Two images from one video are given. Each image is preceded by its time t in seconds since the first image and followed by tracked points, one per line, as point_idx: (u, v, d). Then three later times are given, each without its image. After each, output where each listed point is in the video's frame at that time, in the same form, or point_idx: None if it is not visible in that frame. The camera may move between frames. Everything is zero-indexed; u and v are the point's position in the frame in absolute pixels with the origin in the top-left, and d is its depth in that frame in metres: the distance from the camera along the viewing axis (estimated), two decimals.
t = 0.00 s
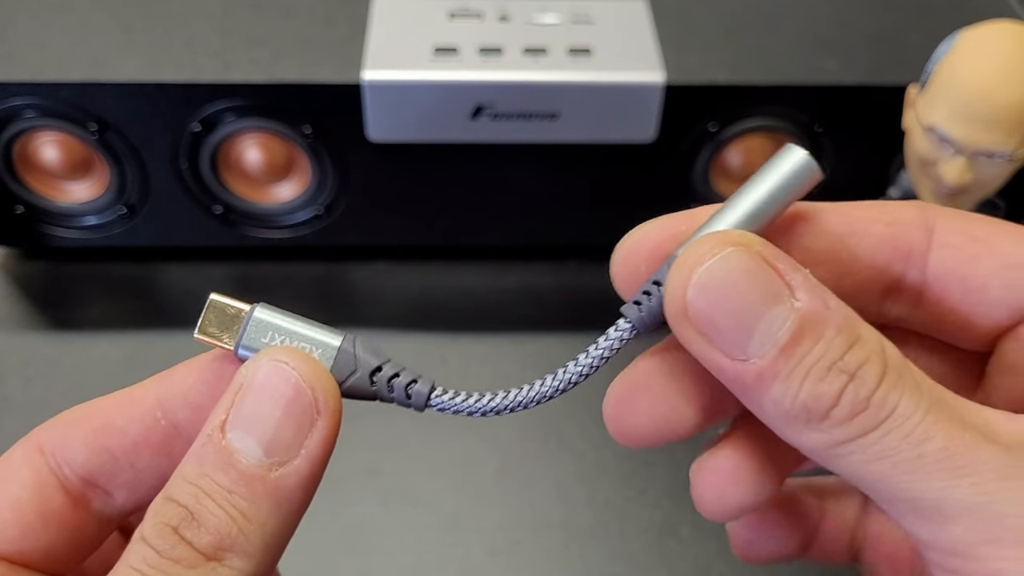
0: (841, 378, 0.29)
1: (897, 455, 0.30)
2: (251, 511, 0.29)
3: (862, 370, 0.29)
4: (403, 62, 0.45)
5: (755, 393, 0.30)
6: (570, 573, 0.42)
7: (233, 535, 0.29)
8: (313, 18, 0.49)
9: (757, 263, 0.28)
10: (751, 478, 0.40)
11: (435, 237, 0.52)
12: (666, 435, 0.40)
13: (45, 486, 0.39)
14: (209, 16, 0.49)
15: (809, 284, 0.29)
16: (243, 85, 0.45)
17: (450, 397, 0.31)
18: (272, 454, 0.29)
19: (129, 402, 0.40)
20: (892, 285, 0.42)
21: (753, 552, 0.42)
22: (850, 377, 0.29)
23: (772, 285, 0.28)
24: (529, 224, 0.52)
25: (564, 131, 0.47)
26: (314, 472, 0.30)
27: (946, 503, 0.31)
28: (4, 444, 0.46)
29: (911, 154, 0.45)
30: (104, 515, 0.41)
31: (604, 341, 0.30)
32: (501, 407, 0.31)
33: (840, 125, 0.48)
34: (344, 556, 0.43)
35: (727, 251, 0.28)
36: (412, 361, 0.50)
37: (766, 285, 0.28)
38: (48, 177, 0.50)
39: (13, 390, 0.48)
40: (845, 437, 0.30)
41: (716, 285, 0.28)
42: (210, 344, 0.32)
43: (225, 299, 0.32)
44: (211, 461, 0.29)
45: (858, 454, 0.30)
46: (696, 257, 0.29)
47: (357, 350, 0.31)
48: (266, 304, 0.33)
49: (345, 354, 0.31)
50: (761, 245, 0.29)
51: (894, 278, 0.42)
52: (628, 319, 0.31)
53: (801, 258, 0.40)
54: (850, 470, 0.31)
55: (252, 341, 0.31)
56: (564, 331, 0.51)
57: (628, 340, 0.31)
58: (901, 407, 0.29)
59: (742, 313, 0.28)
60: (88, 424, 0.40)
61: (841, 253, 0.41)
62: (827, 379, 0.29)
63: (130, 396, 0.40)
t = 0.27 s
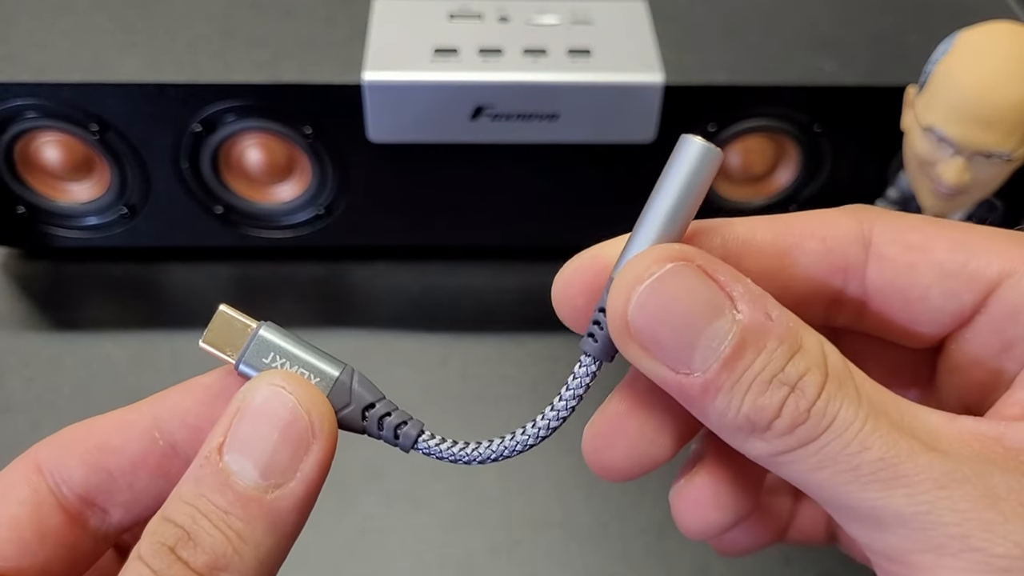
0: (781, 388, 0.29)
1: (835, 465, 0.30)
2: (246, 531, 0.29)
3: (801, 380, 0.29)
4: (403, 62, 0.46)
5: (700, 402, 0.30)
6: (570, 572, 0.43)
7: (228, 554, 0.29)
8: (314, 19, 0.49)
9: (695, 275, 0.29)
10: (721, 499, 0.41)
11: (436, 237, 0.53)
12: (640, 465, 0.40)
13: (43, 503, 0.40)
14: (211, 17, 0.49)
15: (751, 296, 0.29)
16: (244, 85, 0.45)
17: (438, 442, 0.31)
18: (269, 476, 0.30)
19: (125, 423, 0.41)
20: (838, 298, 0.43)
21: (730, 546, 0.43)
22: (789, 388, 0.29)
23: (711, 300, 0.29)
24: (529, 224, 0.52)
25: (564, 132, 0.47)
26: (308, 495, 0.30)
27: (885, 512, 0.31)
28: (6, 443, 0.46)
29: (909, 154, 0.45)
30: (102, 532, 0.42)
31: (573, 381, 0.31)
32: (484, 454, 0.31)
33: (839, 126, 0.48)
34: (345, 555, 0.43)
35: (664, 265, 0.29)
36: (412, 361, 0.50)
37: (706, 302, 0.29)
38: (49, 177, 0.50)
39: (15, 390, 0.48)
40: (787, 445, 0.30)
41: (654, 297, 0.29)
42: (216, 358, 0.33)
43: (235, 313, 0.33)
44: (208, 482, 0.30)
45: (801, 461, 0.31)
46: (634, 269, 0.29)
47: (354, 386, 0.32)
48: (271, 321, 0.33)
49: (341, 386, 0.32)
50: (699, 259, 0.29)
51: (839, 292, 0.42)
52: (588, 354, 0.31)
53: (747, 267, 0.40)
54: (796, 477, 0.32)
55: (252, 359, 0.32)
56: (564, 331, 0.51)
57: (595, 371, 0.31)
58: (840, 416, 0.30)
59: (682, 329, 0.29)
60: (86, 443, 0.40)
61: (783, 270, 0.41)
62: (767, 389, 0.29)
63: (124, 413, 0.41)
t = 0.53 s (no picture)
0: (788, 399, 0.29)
1: (843, 475, 0.30)
2: (258, 536, 0.30)
3: (808, 391, 0.29)
4: (403, 63, 0.46)
5: (708, 413, 0.30)
6: (570, 572, 0.43)
7: (240, 558, 0.29)
8: (313, 19, 0.49)
9: (703, 288, 0.29)
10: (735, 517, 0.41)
11: (436, 237, 0.52)
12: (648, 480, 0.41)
13: (54, 506, 0.39)
14: (211, 16, 0.49)
15: (758, 307, 0.29)
16: (244, 85, 0.45)
17: (448, 451, 0.31)
18: (281, 480, 0.30)
19: (137, 426, 0.41)
20: (841, 313, 0.43)
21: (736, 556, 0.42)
22: (797, 399, 0.29)
23: (720, 311, 0.29)
24: (529, 224, 0.52)
25: (564, 133, 0.47)
26: (319, 500, 0.30)
27: (893, 520, 0.31)
28: (7, 444, 0.46)
29: (909, 154, 0.45)
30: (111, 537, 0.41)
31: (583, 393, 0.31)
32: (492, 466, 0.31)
33: (840, 125, 0.48)
34: (345, 555, 0.43)
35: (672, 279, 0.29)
36: (412, 361, 0.50)
37: (714, 312, 0.29)
38: (49, 177, 0.50)
39: (15, 390, 0.48)
40: (795, 455, 0.30)
41: (662, 311, 0.29)
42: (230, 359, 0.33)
43: (251, 316, 0.33)
44: (221, 485, 0.30)
45: (809, 470, 0.31)
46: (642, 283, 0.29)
47: (366, 393, 0.32)
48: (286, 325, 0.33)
49: (353, 392, 0.32)
50: (708, 270, 0.30)
51: (842, 308, 0.42)
52: (596, 366, 0.32)
53: (745, 279, 0.40)
54: (803, 486, 0.32)
55: (266, 363, 0.32)
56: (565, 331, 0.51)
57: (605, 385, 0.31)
58: (847, 427, 0.30)
59: (690, 340, 0.29)
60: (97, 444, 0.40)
61: (787, 288, 0.41)
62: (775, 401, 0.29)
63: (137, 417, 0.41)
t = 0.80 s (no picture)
0: (817, 406, 0.29)
1: (871, 482, 0.30)
2: (277, 526, 0.30)
3: (837, 398, 0.30)
4: (403, 63, 0.46)
5: (737, 420, 0.31)
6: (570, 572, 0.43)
7: (259, 549, 0.29)
8: (314, 19, 0.49)
9: (735, 297, 0.30)
10: (680, 500, 0.40)
11: (436, 238, 0.52)
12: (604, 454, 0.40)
13: (57, 496, 0.39)
14: (210, 16, 0.49)
15: (787, 317, 0.30)
16: (244, 85, 0.45)
17: (465, 434, 0.32)
18: (300, 470, 0.30)
19: (146, 410, 0.40)
20: (862, 308, 0.43)
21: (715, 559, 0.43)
22: (826, 405, 0.30)
23: (750, 317, 0.30)
24: (529, 224, 0.52)
25: (564, 132, 0.47)
26: (339, 489, 0.31)
27: (921, 528, 0.31)
28: (6, 444, 0.46)
29: (909, 154, 0.45)
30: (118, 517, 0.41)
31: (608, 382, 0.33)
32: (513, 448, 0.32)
33: (840, 124, 0.48)
34: (345, 555, 0.43)
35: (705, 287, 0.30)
36: (412, 361, 0.50)
37: (744, 318, 0.30)
38: (49, 177, 0.50)
39: (14, 389, 0.48)
40: (822, 463, 0.31)
41: (695, 319, 0.30)
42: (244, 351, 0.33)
43: (263, 307, 0.33)
44: (238, 475, 0.30)
45: (836, 479, 0.31)
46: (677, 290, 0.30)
47: (382, 379, 0.32)
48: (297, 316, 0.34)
49: (369, 379, 0.32)
50: (740, 279, 0.30)
51: (863, 302, 0.42)
52: (624, 359, 0.33)
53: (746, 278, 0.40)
54: (830, 495, 0.32)
55: (280, 352, 0.33)
56: (565, 331, 0.51)
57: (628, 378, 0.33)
58: (875, 434, 0.30)
59: (720, 345, 0.30)
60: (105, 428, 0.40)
61: (811, 281, 0.41)
62: (804, 407, 0.30)
63: (145, 399, 0.41)
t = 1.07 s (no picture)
0: (851, 381, 0.29)
1: (903, 456, 0.30)
2: None
3: (870, 374, 0.29)
4: (403, 63, 0.46)
5: (769, 393, 0.31)
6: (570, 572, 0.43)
7: None
8: (314, 18, 0.49)
9: (773, 270, 0.30)
10: (696, 463, 0.40)
11: (436, 238, 0.52)
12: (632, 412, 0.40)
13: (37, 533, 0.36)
14: (211, 16, 0.49)
15: (824, 294, 0.30)
16: (244, 85, 0.45)
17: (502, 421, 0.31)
18: (276, 541, 0.28)
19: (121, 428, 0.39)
20: (889, 281, 0.42)
21: (722, 532, 0.43)
22: (860, 380, 0.29)
23: (788, 291, 0.29)
24: (529, 224, 0.52)
25: (564, 133, 0.47)
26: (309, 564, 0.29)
27: (950, 503, 0.31)
28: (5, 444, 0.46)
29: (909, 154, 0.45)
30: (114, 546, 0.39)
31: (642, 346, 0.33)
32: (536, 423, 0.31)
33: (839, 124, 0.48)
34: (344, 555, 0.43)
35: (745, 259, 0.30)
36: (412, 360, 0.50)
37: (783, 291, 0.29)
38: (49, 178, 0.50)
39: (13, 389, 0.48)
40: (852, 437, 0.30)
41: (734, 290, 0.30)
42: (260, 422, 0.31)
43: (265, 376, 0.31)
44: (214, 545, 0.28)
45: (865, 454, 0.31)
46: (717, 262, 0.30)
47: (406, 399, 0.31)
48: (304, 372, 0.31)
49: (393, 405, 0.31)
50: (780, 255, 0.30)
51: (891, 276, 0.42)
52: (662, 324, 0.33)
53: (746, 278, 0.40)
54: (859, 470, 0.32)
55: (302, 415, 0.30)
56: (565, 330, 0.51)
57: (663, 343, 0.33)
58: (906, 410, 0.30)
59: (757, 317, 0.30)
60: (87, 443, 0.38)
61: (842, 252, 0.41)
62: (838, 382, 0.29)
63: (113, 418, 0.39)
